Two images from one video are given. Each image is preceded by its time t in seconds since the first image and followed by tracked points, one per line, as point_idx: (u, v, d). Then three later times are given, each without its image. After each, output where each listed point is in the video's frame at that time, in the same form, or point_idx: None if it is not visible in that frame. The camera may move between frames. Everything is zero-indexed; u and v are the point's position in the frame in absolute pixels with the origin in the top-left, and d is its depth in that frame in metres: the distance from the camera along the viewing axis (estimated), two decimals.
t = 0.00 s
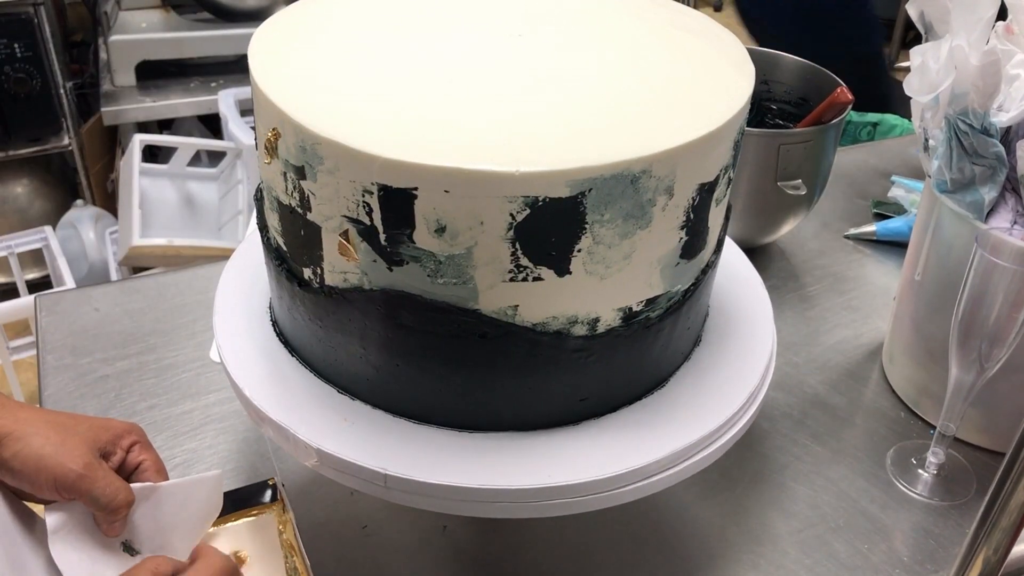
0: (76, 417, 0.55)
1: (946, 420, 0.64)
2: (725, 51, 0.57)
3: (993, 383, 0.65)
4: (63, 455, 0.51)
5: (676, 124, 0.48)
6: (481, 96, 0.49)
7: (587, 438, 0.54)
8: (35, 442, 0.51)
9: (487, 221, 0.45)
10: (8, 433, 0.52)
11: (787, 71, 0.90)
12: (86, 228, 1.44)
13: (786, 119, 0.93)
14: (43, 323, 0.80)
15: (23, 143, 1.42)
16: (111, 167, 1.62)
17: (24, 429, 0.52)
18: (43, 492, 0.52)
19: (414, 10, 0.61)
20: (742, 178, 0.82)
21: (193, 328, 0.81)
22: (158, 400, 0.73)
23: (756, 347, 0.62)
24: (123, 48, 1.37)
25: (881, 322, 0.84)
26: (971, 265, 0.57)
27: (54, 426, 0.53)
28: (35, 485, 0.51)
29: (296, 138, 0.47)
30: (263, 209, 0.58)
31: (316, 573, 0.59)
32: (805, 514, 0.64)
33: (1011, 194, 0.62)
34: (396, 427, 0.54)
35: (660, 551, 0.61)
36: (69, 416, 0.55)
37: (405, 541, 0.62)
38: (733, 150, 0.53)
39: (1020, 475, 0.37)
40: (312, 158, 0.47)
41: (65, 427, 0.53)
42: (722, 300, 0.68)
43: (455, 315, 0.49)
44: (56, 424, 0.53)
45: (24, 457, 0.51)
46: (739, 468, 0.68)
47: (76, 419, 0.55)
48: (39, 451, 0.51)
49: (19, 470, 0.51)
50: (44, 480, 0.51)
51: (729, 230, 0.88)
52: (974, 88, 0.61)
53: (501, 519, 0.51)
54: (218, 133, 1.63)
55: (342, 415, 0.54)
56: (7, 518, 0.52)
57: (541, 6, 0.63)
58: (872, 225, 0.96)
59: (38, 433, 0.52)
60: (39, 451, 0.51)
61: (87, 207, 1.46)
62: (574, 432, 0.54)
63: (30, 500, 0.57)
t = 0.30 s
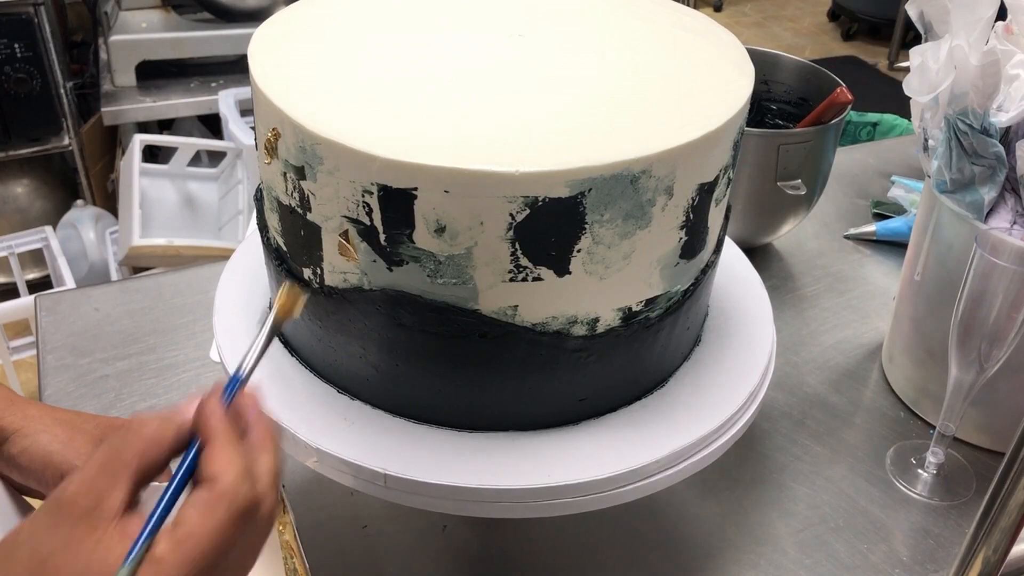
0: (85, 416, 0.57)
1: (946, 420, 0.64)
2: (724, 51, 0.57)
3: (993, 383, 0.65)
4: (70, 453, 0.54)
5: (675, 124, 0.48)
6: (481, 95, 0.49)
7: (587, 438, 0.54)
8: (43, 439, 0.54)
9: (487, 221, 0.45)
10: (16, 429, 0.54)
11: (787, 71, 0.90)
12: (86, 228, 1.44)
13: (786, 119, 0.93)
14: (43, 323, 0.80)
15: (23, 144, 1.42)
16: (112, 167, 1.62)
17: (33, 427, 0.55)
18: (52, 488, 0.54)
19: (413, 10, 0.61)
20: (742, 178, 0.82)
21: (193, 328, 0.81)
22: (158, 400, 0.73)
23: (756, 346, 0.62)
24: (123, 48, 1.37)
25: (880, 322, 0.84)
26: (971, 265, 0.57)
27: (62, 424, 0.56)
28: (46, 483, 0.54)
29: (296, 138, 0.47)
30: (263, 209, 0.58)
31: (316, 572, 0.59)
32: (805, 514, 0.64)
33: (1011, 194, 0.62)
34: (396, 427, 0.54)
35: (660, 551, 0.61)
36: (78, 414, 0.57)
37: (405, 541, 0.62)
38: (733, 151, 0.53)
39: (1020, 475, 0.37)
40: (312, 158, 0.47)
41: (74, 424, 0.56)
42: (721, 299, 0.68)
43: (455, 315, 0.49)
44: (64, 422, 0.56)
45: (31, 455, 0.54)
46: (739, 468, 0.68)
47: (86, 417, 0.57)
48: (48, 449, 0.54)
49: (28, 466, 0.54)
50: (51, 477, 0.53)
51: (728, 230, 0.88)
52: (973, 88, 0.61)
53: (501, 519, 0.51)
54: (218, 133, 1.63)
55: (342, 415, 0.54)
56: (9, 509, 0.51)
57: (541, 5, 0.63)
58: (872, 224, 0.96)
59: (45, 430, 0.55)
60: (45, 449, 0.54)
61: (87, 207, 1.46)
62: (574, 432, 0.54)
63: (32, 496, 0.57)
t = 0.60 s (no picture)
0: (87, 418, 0.58)
1: (946, 420, 0.64)
2: (724, 51, 0.57)
3: (994, 383, 0.65)
4: (74, 455, 0.54)
5: (675, 124, 0.48)
6: (481, 95, 0.49)
7: (587, 437, 0.54)
8: (45, 441, 0.54)
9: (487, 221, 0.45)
10: (18, 430, 0.54)
11: (787, 71, 0.90)
12: (86, 228, 1.44)
13: (786, 119, 0.93)
14: (44, 323, 0.80)
15: (23, 143, 1.42)
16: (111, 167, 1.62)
17: (35, 428, 0.54)
18: (54, 490, 0.54)
19: (414, 10, 0.61)
20: (742, 178, 0.82)
21: (193, 328, 0.81)
22: (158, 400, 0.73)
23: (756, 346, 0.62)
24: (123, 48, 1.37)
25: (880, 322, 0.84)
26: (971, 265, 0.57)
27: (66, 426, 0.56)
28: (48, 484, 0.54)
29: (296, 137, 0.47)
30: (263, 209, 0.58)
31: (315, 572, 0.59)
32: (805, 514, 0.64)
33: (1011, 194, 0.62)
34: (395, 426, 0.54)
35: (660, 551, 0.61)
36: (80, 415, 0.58)
37: (405, 542, 0.62)
38: (733, 151, 0.53)
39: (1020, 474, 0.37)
40: (312, 158, 0.47)
41: (75, 427, 0.56)
42: (721, 299, 0.68)
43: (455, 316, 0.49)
44: (65, 424, 0.56)
45: (34, 456, 0.53)
46: (739, 468, 0.68)
47: (88, 419, 0.58)
48: (51, 451, 0.54)
49: (30, 467, 0.54)
50: (55, 479, 0.54)
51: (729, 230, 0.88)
52: (974, 88, 0.61)
53: (501, 518, 0.51)
54: (218, 133, 1.63)
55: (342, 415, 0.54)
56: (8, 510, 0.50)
57: (542, 5, 0.63)
58: (872, 224, 0.96)
59: (48, 432, 0.54)
60: (48, 450, 0.54)
61: (87, 207, 1.46)
62: (574, 432, 0.54)
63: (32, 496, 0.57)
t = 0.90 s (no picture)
0: (89, 418, 0.58)
1: (946, 420, 0.64)
2: (724, 51, 0.57)
3: (993, 384, 0.65)
4: (77, 456, 0.54)
5: (675, 123, 0.48)
6: (481, 95, 0.49)
7: (586, 438, 0.54)
8: (47, 442, 0.54)
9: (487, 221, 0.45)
10: (19, 432, 0.54)
11: (787, 71, 0.90)
12: (86, 228, 1.44)
13: (786, 119, 0.93)
14: (43, 323, 0.80)
15: (23, 143, 1.42)
16: (111, 167, 1.62)
17: (37, 430, 0.54)
18: (56, 490, 0.54)
19: (414, 10, 0.61)
20: (742, 178, 0.82)
21: (192, 328, 0.81)
22: (157, 400, 0.73)
23: (756, 346, 0.62)
24: (123, 48, 1.37)
25: (880, 322, 0.84)
26: (971, 265, 0.57)
27: (67, 427, 0.56)
28: (50, 486, 0.54)
29: (296, 137, 0.47)
30: (263, 209, 0.58)
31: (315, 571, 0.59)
32: (805, 514, 0.64)
33: (1012, 194, 0.61)
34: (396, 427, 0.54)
35: (660, 551, 0.61)
36: (81, 416, 0.58)
37: (405, 541, 0.62)
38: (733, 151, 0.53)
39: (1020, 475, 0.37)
40: (311, 158, 0.47)
41: (76, 428, 0.56)
42: (721, 299, 0.68)
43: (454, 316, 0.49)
44: (66, 425, 0.56)
45: (36, 458, 0.53)
46: (739, 468, 0.68)
47: (89, 420, 0.58)
48: (53, 453, 0.54)
49: (32, 469, 0.54)
50: (57, 480, 0.54)
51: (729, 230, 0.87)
52: (974, 88, 0.61)
53: (500, 518, 0.51)
54: (218, 133, 1.63)
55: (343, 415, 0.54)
56: (9, 511, 0.51)
57: (542, 5, 0.63)
58: (872, 224, 0.96)
59: (49, 433, 0.55)
60: (50, 451, 0.54)
61: (87, 207, 1.46)
62: (572, 431, 0.54)
63: (32, 496, 0.57)
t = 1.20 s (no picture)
0: (91, 417, 0.58)
1: (945, 420, 0.64)
2: (724, 52, 0.57)
3: (993, 384, 0.65)
4: (77, 452, 0.53)
5: (675, 123, 0.48)
6: (481, 95, 0.49)
7: (587, 437, 0.54)
8: (48, 439, 0.54)
9: (487, 221, 0.45)
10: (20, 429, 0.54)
11: (787, 71, 0.90)
12: (86, 228, 1.44)
13: (786, 119, 0.93)
14: (44, 323, 0.80)
15: (23, 143, 1.43)
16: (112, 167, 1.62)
17: (38, 426, 0.54)
18: (57, 488, 0.54)
19: (414, 10, 0.61)
20: (742, 178, 0.82)
21: (193, 328, 0.81)
22: (158, 400, 0.73)
23: (755, 346, 0.62)
24: (123, 48, 1.37)
25: (880, 322, 0.84)
26: (970, 265, 0.57)
27: (68, 424, 0.56)
28: (49, 482, 0.53)
29: (296, 138, 0.47)
30: (263, 209, 0.58)
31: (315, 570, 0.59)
32: (805, 514, 0.64)
33: (1011, 194, 0.62)
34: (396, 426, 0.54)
35: (659, 551, 0.61)
36: (82, 415, 0.58)
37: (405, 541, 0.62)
38: (732, 150, 0.53)
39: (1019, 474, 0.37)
40: (312, 158, 0.47)
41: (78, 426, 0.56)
42: (721, 299, 0.68)
43: (454, 315, 0.49)
44: (67, 422, 0.56)
45: (37, 455, 0.53)
46: (739, 468, 0.68)
47: (90, 418, 0.58)
48: (54, 450, 0.54)
49: (33, 466, 0.53)
50: (58, 476, 0.53)
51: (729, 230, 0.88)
52: (973, 88, 0.61)
53: (500, 518, 0.51)
54: (219, 133, 1.63)
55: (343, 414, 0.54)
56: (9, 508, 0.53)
57: (541, 5, 0.63)
58: (872, 225, 0.96)
59: (50, 430, 0.54)
60: (50, 448, 0.53)
61: (88, 207, 1.47)
62: (572, 431, 0.54)
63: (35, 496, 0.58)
